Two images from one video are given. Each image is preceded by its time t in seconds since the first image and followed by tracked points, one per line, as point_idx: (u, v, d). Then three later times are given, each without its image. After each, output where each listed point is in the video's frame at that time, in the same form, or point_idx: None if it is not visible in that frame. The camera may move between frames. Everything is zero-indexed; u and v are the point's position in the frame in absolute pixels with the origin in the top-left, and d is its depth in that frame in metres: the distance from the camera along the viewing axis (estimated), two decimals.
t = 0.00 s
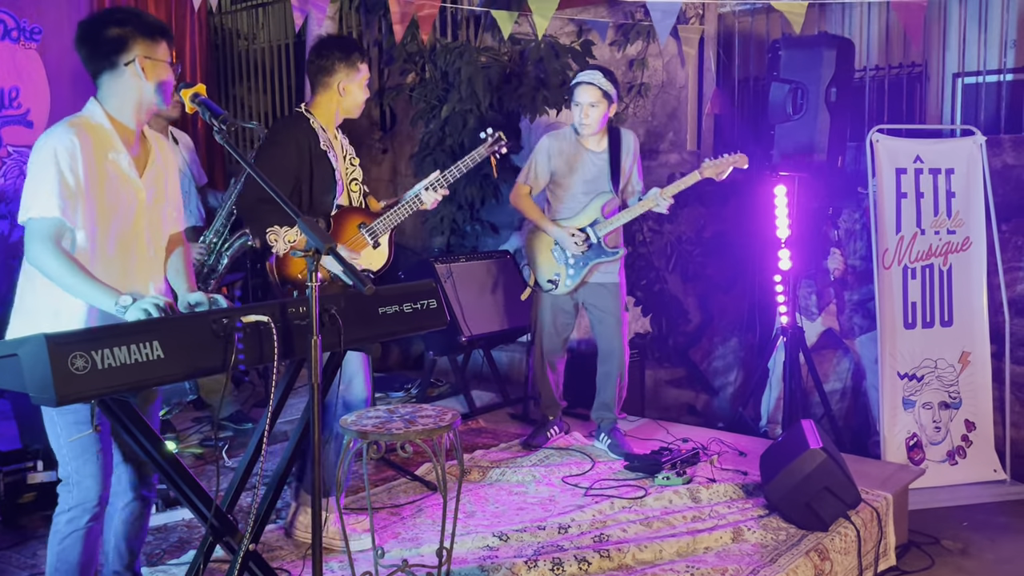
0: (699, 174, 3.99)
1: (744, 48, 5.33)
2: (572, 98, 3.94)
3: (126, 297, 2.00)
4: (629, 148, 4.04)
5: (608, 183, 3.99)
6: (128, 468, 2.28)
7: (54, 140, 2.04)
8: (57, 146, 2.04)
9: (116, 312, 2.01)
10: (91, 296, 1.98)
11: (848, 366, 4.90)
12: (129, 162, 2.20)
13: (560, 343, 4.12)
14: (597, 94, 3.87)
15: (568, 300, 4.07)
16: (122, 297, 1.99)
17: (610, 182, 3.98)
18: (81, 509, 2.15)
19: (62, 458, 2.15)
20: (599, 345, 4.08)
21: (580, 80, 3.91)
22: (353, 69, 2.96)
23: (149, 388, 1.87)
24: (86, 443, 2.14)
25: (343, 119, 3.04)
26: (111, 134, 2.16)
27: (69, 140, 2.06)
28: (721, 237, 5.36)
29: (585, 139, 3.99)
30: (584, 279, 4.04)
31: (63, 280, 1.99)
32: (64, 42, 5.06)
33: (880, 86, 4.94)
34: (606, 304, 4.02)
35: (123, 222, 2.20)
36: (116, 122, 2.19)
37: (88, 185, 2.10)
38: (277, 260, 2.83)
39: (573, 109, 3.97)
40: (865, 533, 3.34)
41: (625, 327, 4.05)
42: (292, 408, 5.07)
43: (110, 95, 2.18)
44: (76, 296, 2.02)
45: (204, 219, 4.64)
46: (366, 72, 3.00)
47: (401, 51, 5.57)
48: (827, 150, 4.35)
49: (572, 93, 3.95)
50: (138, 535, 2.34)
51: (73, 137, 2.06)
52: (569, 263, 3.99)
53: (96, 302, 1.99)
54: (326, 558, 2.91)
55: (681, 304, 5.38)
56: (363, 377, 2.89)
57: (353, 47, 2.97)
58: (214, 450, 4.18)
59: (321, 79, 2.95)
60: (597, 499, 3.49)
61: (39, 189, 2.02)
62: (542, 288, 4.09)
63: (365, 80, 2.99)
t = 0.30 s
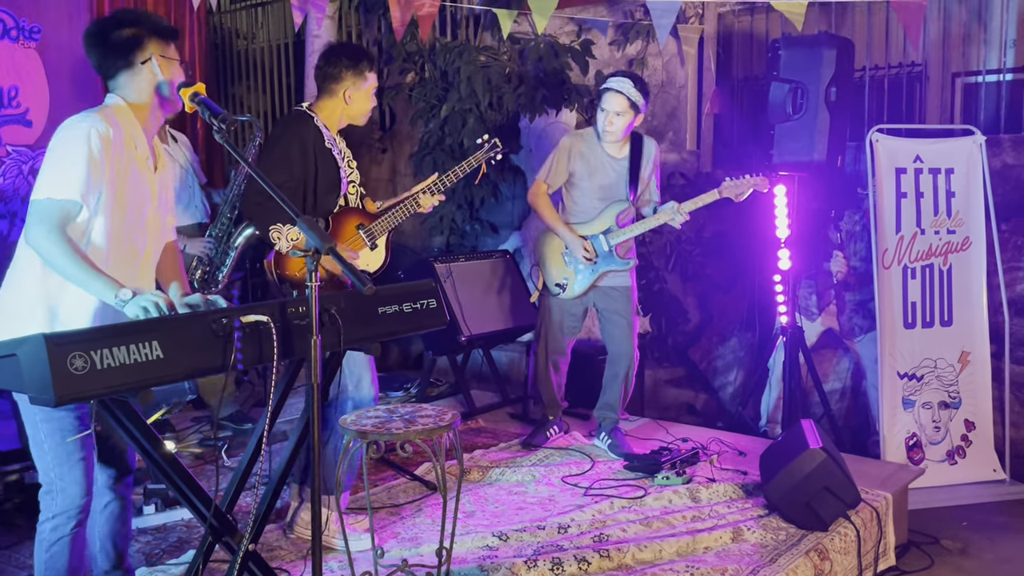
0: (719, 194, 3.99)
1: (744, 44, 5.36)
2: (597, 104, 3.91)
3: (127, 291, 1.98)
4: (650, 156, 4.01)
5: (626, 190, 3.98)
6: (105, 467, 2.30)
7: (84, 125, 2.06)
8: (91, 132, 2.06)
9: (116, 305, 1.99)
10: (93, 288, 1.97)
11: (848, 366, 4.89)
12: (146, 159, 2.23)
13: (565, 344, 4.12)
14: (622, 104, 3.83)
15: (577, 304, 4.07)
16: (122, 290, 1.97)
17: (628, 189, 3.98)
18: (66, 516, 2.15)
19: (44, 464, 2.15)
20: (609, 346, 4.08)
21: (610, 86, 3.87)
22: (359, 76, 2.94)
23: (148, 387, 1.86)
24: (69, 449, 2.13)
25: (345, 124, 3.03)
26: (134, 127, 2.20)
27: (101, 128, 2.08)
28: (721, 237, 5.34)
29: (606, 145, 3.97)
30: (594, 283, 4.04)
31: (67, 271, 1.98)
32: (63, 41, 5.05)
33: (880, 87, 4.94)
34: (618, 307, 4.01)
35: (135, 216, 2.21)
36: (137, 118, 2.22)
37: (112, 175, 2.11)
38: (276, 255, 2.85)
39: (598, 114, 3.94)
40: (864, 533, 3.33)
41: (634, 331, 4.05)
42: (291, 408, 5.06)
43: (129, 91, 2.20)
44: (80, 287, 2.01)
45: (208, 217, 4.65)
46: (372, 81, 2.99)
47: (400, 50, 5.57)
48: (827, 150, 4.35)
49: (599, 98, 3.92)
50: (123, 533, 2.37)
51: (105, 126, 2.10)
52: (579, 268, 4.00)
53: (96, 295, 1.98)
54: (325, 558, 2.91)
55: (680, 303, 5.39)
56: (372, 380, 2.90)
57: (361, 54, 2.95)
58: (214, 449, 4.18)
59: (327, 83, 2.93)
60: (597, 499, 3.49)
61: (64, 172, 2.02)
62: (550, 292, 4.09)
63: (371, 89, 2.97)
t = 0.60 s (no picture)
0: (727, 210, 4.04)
1: (743, 43, 5.29)
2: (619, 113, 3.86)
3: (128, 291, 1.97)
4: (664, 165, 4.00)
5: (634, 198, 4.00)
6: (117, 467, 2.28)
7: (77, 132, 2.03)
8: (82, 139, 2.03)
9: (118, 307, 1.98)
10: (89, 288, 1.97)
11: (847, 365, 4.89)
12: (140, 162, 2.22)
13: (565, 344, 4.13)
14: (644, 118, 3.78)
15: (579, 304, 4.06)
16: (124, 292, 1.96)
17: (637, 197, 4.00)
18: (76, 515, 2.14)
19: (55, 463, 2.14)
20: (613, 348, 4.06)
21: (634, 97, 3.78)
22: (348, 92, 2.89)
23: (149, 386, 1.86)
24: (80, 448, 2.13)
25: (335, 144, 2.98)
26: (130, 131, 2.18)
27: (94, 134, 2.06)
28: (720, 237, 5.34)
29: (622, 153, 3.95)
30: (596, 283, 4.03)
31: (61, 274, 1.97)
32: (62, 39, 5.05)
33: (880, 85, 4.92)
34: (622, 308, 4.02)
35: (131, 217, 2.21)
36: (137, 120, 2.20)
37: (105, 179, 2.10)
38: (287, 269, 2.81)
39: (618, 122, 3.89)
40: (865, 532, 3.33)
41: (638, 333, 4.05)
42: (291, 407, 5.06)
43: (129, 94, 2.16)
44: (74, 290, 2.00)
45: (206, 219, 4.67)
46: (363, 102, 2.92)
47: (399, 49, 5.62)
48: (827, 149, 4.35)
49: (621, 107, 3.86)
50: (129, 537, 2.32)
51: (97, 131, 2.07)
52: (580, 269, 4.00)
53: (98, 298, 1.97)
54: (326, 558, 2.91)
55: (680, 302, 5.30)
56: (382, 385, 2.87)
57: (352, 71, 2.90)
58: (214, 448, 4.18)
59: (316, 98, 2.89)
60: (597, 498, 3.49)
61: (56, 182, 1.99)
62: (550, 291, 4.09)
63: (362, 105, 2.92)
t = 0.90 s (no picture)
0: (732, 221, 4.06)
1: (743, 43, 5.33)
2: (629, 118, 3.83)
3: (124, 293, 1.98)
4: (671, 173, 4.03)
5: (638, 204, 4.02)
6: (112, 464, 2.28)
7: (71, 142, 2.02)
8: (78, 148, 2.03)
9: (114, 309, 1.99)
10: (87, 293, 1.97)
11: (847, 364, 4.90)
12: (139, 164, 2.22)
13: (566, 345, 4.12)
14: (655, 126, 3.76)
15: (580, 304, 4.07)
16: (121, 294, 1.97)
17: (641, 204, 4.02)
18: (76, 511, 2.14)
19: (56, 459, 2.14)
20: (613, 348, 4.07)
21: (644, 104, 3.75)
22: (353, 69, 2.89)
23: (149, 386, 1.86)
24: (83, 443, 2.13)
25: (344, 123, 3.00)
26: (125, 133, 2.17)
27: (90, 142, 2.05)
28: (719, 235, 5.34)
29: (629, 158, 3.94)
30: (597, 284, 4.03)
31: (60, 281, 1.98)
32: (60, 39, 5.05)
33: (879, 85, 4.90)
34: (622, 309, 4.03)
35: (135, 221, 2.22)
36: (130, 121, 2.19)
37: (105, 186, 2.10)
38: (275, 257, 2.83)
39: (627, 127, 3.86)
40: (864, 531, 3.33)
41: (640, 336, 4.06)
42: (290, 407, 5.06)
43: (120, 93, 2.16)
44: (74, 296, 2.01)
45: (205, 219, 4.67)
46: (368, 76, 2.94)
47: (399, 49, 5.61)
48: (826, 148, 4.34)
49: (632, 111, 3.83)
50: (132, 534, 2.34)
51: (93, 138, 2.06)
52: (581, 271, 4.00)
53: (94, 301, 1.98)
54: (325, 557, 2.92)
55: (680, 302, 5.40)
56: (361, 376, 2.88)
57: (356, 49, 2.90)
58: (213, 448, 4.18)
59: (322, 75, 2.91)
60: (596, 497, 3.49)
61: (57, 194, 1.99)
62: (550, 290, 4.09)
63: (367, 80, 2.93)
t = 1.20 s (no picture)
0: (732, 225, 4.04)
1: (742, 43, 5.34)
2: (632, 120, 3.82)
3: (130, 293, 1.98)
4: (673, 175, 4.02)
5: (639, 206, 4.02)
6: (113, 456, 2.28)
7: (44, 137, 2.03)
8: (49, 142, 2.02)
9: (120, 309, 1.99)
10: (94, 292, 1.99)
11: (846, 363, 4.90)
12: (128, 159, 2.20)
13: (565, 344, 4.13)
14: (657, 129, 3.75)
15: (579, 304, 4.07)
16: (125, 294, 1.97)
17: (642, 205, 4.01)
18: (74, 503, 2.15)
19: (54, 452, 2.14)
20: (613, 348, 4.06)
21: (647, 108, 3.75)
22: (345, 105, 2.84)
23: (148, 386, 1.86)
24: (78, 440, 2.13)
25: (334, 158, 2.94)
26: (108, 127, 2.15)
27: (63, 135, 2.05)
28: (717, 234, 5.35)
29: (631, 160, 3.93)
30: (597, 285, 4.02)
31: (68, 282, 2.01)
32: (59, 38, 5.05)
33: (877, 84, 4.91)
34: (621, 309, 4.02)
35: (120, 216, 2.20)
36: (115, 115, 2.18)
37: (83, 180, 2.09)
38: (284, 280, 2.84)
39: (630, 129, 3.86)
40: (863, 529, 3.33)
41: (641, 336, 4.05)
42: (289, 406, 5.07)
43: (106, 86, 2.14)
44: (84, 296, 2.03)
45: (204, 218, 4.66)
46: (359, 111, 2.88)
47: (398, 49, 5.54)
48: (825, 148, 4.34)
49: (635, 114, 3.82)
50: (129, 532, 2.36)
51: (68, 131, 2.06)
52: (580, 271, 4.00)
53: (102, 302, 1.99)
54: (324, 556, 2.92)
55: (679, 302, 5.41)
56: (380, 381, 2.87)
57: (349, 84, 2.85)
58: (212, 448, 4.18)
59: (314, 112, 2.84)
60: (596, 496, 3.49)
61: (31, 189, 2.01)
62: (549, 289, 4.10)
63: (360, 117, 2.88)
